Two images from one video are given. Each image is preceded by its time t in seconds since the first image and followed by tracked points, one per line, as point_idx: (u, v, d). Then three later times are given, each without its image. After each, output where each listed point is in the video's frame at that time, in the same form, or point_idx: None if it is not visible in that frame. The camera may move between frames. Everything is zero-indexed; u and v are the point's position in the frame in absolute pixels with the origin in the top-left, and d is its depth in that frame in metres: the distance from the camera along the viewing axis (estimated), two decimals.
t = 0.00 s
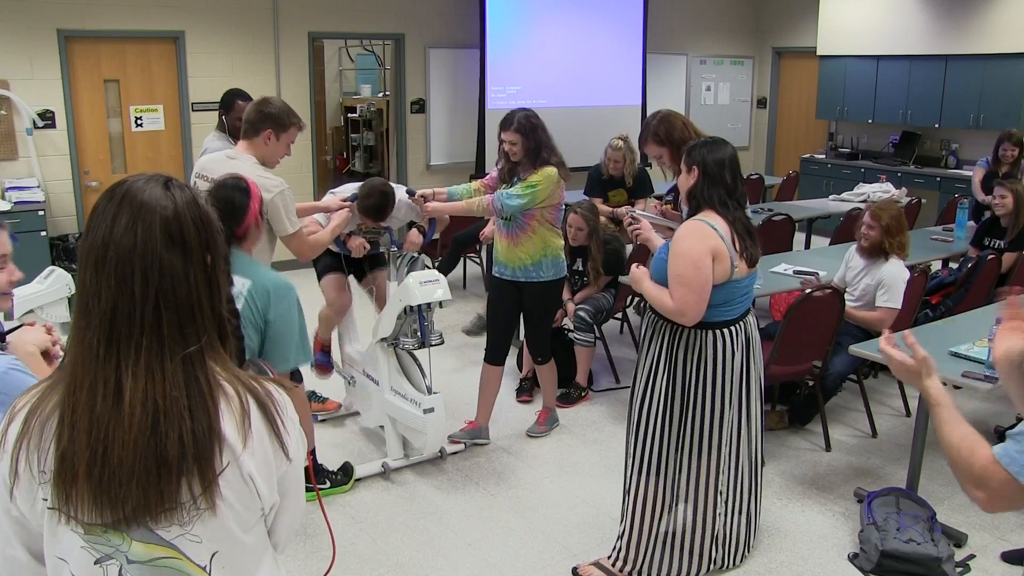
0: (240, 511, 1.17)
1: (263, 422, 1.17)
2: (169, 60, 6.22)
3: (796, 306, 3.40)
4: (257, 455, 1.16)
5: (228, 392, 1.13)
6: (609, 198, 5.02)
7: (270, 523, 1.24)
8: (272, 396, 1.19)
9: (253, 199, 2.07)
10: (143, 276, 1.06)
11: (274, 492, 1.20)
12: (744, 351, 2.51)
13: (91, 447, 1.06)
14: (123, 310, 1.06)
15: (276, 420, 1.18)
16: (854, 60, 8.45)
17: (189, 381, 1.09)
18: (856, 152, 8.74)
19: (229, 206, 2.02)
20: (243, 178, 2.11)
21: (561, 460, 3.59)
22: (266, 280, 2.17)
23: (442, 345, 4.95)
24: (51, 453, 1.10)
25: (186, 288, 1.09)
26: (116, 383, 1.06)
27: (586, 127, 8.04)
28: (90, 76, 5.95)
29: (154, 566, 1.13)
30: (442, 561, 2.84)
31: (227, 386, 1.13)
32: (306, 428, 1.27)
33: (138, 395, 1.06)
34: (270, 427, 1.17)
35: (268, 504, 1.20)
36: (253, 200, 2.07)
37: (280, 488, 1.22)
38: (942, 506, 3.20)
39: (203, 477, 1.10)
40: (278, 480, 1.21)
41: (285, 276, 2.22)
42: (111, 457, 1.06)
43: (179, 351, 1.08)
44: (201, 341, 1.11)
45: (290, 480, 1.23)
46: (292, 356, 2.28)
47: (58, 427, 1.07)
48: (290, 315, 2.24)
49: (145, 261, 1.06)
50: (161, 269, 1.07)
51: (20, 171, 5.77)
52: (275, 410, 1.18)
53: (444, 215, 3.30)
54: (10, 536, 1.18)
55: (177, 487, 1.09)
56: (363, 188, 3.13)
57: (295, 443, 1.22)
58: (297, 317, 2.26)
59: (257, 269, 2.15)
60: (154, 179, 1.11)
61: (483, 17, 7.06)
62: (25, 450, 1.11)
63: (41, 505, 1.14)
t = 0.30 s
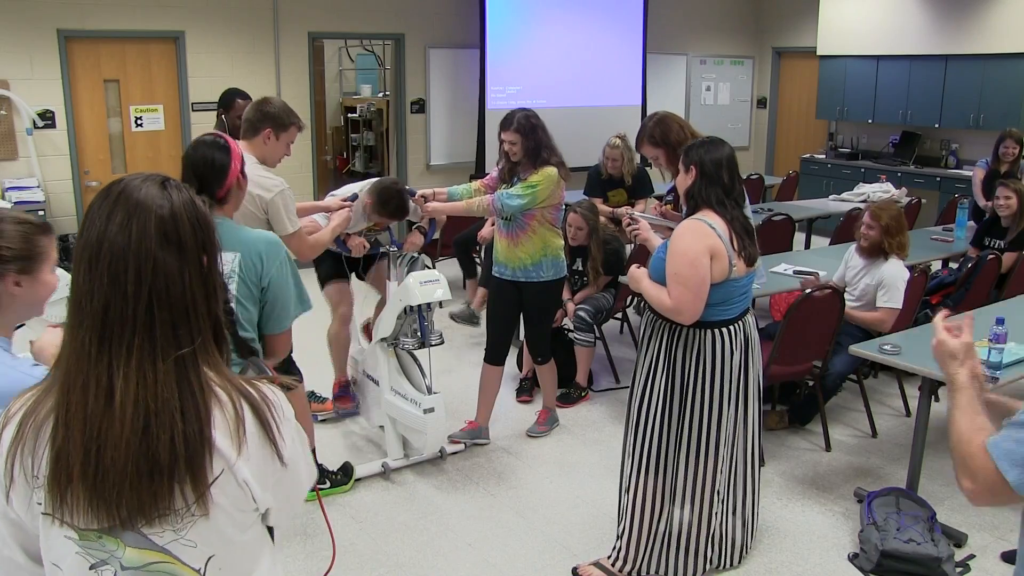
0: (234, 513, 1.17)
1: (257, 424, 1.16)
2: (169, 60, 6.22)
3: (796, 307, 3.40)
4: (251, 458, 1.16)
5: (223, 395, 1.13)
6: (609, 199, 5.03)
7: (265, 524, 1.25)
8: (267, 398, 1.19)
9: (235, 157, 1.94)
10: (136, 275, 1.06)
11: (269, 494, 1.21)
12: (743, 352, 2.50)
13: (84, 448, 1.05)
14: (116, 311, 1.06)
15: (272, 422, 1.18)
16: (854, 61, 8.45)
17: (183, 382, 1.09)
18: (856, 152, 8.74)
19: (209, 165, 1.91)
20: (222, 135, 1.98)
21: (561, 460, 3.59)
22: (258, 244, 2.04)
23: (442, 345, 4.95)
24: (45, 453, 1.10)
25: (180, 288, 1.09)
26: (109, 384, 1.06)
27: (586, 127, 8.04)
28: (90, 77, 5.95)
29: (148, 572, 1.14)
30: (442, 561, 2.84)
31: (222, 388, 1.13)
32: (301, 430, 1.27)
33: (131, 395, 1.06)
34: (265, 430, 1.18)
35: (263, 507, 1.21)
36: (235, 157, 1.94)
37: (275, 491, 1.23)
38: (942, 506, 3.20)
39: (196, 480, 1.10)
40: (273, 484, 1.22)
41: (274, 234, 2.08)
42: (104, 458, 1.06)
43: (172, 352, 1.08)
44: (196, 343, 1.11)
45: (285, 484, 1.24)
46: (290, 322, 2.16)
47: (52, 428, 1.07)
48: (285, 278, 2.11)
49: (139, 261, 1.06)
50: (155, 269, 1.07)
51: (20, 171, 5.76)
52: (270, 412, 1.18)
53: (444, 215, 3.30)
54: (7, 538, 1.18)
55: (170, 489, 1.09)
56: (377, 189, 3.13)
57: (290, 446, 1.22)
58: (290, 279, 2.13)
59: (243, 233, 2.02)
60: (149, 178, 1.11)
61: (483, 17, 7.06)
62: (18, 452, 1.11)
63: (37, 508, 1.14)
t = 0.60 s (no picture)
0: (226, 518, 1.17)
1: (251, 431, 1.16)
2: (169, 60, 6.22)
3: (796, 307, 3.40)
4: (244, 464, 1.16)
5: (217, 401, 1.13)
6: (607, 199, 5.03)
7: (258, 527, 1.25)
8: (263, 404, 1.18)
9: (232, 158, 1.94)
10: (132, 283, 1.06)
11: (262, 499, 1.21)
12: (745, 352, 2.51)
13: (74, 455, 1.06)
14: (111, 317, 1.06)
15: (267, 428, 1.18)
16: (854, 61, 8.45)
17: (176, 390, 1.09)
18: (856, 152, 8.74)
19: (207, 167, 1.90)
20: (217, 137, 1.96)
21: (561, 460, 3.59)
22: (262, 246, 2.03)
23: (442, 345, 4.95)
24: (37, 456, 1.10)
25: (175, 295, 1.08)
26: (102, 391, 1.06)
27: (586, 127, 8.04)
28: (90, 77, 5.95)
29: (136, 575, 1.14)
30: (442, 560, 2.84)
31: (216, 393, 1.13)
32: (297, 434, 1.27)
33: (123, 403, 1.06)
34: (259, 436, 1.17)
35: (255, 510, 1.21)
36: (231, 159, 1.94)
37: (268, 494, 1.23)
38: (942, 506, 3.20)
39: (186, 488, 1.10)
40: (266, 489, 1.22)
41: (275, 233, 2.07)
42: (94, 466, 1.05)
43: (165, 360, 1.08)
44: (190, 350, 1.11)
45: (279, 488, 1.24)
46: (291, 320, 2.18)
47: (44, 433, 1.07)
48: (287, 277, 2.10)
49: (135, 266, 1.06)
50: (150, 275, 1.07)
51: (20, 171, 5.76)
52: (265, 417, 1.18)
53: (444, 215, 3.31)
54: None
55: (160, 497, 1.09)
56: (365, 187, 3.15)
57: (284, 452, 1.22)
58: (291, 277, 2.13)
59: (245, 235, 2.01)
60: (148, 180, 1.11)
61: (484, 17, 7.06)
62: (11, 454, 1.11)
63: (27, 506, 1.14)
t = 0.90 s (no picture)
0: (247, 513, 1.16)
1: (270, 427, 1.15)
2: (169, 60, 6.22)
3: (796, 307, 3.39)
4: (264, 459, 1.16)
5: (235, 396, 1.12)
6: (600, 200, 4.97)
7: (279, 525, 1.24)
8: (283, 399, 1.18)
9: (229, 161, 1.93)
10: (146, 283, 1.06)
11: (283, 494, 1.20)
12: (747, 352, 2.51)
13: (92, 457, 1.06)
14: (126, 316, 1.06)
15: (285, 422, 1.18)
16: (854, 61, 8.45)
17: (193, 388, 1.08)
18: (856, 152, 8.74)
19: (203, 167, 1.89)
20: (213, 139, 1.96)
21: (561, 460, 3.59)
22: (259, 248, 1.96)
23: (442, 345, 4.95)
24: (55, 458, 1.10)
25: (189, 293, 1.08)
26: (120, 391, 1.06)
27: (586, 127, 8.04)
28: (90, 77, 5.95)
29: (160, 571, 1.14)
30: (442, 561, 2.83)
31: (234, 390, 1.13)
32: (316, 429, 1.26)
33: (141, 402, 1.06)
34: (278, 431, 1.17)
35: (276, 505, 1.20)
36: (229, 160, 1.93)
37: (289, 488, 1.22)
38: (942, 506, 3.20)
39: (205, 485, 1.09)
40: (287, 485, 1.21)
41: (275, 238, 2.00)
42: (111, 467, 1.06)
43: (181, 358, 1.08)
44: (205, 348, 1.10)
45: (300, 482, 1.23)
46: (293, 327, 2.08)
47: (61, 434, 1.08)
48: (286, 282, 2.03)
49: (148, 266, 1.06)
50: (164, 273, 1.06)
51: (20, 171, 5.76)
52: (283, 411, 1.17)
53: (444, 215, 3.31)
54: (17, 537, 1.17)
55: (180, 496, 1.08)
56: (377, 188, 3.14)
57: (304, 447, 1.21)
58: (291, 283, 2.05)
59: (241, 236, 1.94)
60: (160, 179, 1.11)
61: (483, 17, 7.06)
62: (28, 456, 1.11)
63: (48, 508, 1.14)
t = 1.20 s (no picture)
0: (261, 515, 1.17)
1: (285, 428, 1.16)
2: (169, 60, 6.22)
3: (796, 306, 3.39)
4: (279, 459, 1.16)
5: (250, 398, 1.13)
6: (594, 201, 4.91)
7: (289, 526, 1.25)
8: (295, 401, 1.19)
9: (232, 161, 1.94)
10: (161, 285, 1.06)
11: (295, 495, 1.21)
12: (743, 345, 2.50)
13: (109, 460, 1.05)
14: (142, 319, 1.06)
15: (298, 423, 1.18)
16: (853, 61, 8.45)
17: (210, 390, 1.09)
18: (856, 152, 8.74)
19: (207, 169, 1.89)
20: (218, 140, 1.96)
21: (561, 460, 3.59)
22: (256, 251, 1.94)
23: (442, 345, 4.95)
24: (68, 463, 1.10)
25: (205, 296, 1.09)
26: (135, 395, 1.06)
27: (587, 128, 8.03)
28: (90, 77, 5.95)
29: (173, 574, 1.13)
30: (441, 561, 2.83)
31: (249, 391, 1.13)
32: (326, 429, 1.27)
33: (158, 405, 1.06)
34: (292, 433, 1.17)
35: (288, 507, 1.21)
36: (231, 162, 1.93)
37: (300, 490, 1.23)
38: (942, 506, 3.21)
39: (222, 488, 1.10)
40: (298, 486, 1.22)
41: (274, 241, 1.98)
42: (128, 469, 1.05)
43: (197, 361, 1.09)
44: (220, 350, 1.11)
45: (311, 484, 1.24)
46: (292, 331, 2.06)
47: (75, 437, 1.07)
48: (285, 285, 2.00)
49: (164, 269, 1.06)
50: (179, 276, 1.07)
51: (20, 171, 5.76)
52: (297, 413, 1.18)
53: (444, 215, 3.31)
54: (25, 543, 1.17)
55: (197, 498, 1.08)
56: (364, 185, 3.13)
57: (316, 449, 1.22)
58: (290, 286, 2.02)
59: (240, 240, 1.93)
60: (172, 182, 1.11)
61: (483, 17, 7.06)
62: (41, 459, 1.11)
63: (58, 511, 1.14)
